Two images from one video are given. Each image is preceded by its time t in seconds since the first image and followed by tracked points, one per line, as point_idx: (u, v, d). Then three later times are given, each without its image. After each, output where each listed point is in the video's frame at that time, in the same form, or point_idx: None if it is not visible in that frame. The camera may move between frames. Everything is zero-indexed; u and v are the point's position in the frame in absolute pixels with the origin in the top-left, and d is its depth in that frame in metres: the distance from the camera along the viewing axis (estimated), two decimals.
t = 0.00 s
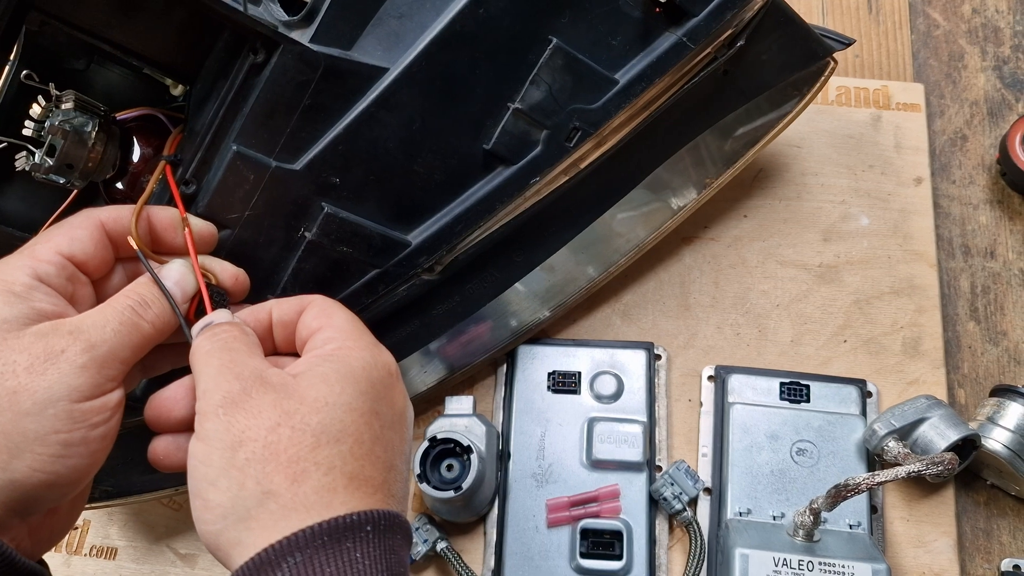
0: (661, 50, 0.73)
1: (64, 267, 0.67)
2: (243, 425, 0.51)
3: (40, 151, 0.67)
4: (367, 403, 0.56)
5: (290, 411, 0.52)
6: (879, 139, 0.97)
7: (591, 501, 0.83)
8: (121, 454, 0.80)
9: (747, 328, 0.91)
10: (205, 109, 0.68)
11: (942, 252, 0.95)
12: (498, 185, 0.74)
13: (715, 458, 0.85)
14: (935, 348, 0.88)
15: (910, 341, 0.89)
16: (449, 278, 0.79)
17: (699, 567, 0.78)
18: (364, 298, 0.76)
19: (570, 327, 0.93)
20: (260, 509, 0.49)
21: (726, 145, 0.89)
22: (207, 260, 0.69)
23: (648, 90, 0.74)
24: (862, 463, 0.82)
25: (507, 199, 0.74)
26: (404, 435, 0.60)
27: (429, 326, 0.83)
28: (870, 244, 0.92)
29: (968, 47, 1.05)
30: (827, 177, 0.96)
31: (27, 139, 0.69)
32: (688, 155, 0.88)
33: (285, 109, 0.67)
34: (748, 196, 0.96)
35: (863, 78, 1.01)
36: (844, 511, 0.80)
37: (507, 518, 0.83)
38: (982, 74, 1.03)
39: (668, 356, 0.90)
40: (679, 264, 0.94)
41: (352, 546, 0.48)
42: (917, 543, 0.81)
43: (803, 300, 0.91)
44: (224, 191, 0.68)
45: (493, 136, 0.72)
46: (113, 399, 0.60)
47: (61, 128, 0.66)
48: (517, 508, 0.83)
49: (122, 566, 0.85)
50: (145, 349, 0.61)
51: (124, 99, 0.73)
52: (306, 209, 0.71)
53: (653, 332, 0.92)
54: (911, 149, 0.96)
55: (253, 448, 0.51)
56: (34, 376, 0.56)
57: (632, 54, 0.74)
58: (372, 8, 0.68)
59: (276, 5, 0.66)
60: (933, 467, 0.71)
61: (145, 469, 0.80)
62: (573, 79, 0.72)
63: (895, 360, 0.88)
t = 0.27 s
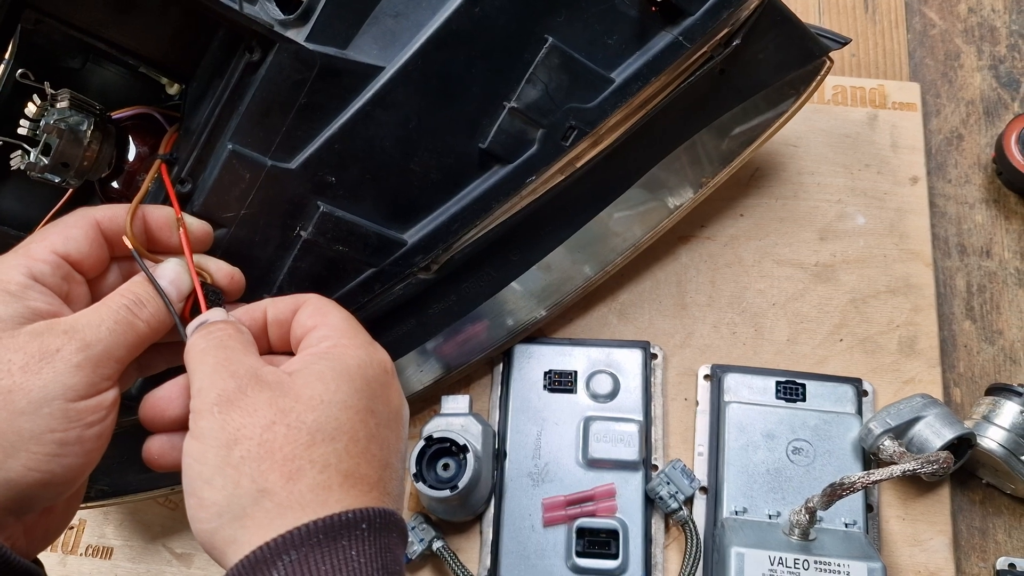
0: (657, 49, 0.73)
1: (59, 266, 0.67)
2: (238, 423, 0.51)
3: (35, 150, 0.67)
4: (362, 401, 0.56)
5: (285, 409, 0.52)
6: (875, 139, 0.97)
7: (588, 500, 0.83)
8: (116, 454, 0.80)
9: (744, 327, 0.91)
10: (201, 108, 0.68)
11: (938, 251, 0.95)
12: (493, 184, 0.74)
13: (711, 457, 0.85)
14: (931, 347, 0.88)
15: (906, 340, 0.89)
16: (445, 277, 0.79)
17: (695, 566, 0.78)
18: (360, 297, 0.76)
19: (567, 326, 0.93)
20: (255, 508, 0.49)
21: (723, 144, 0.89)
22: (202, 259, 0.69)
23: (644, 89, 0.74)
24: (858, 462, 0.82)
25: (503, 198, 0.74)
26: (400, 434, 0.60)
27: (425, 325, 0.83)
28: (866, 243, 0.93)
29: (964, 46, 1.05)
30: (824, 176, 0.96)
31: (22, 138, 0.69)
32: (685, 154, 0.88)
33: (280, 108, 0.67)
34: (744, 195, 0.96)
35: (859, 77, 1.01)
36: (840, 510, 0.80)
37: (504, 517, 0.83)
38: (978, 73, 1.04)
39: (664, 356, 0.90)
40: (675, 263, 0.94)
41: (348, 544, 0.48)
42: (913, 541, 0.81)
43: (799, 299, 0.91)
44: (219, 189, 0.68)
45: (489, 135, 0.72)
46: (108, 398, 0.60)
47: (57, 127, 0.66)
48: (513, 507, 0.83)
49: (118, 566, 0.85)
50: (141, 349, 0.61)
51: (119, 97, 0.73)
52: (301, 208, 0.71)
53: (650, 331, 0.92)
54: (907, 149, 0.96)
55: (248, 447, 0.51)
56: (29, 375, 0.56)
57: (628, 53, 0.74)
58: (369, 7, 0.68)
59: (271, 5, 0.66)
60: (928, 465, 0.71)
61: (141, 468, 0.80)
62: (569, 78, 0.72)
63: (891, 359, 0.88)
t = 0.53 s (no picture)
0: (653, 47, 0.73)
1: (54, 263, 0.67)
2: (232, 420, 0.51)
3: (30, 147, 0.67)
4: (356, 398, 0.56)
5: (279, 406, 0.52)
6: (871, 137, 0.97)
7: (584, 498, 0.83)
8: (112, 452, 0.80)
9: (740, 325, 0.91)
10: (196, 105, 0.68)
11: (934, 249, 0.95)
12: (489, 182, 0.74)
13: (708, 456, 0.85)
14: (927, 345, 0.88)
15: (902, 338, 0.89)
16: (441, 275, 0.79)
17: (692, 564, 0.78)
18: (355, 296, 0.76)
19: (563, 325, 0.93)
20: (249, 505, 0.49)
21: (720, 143, 0.89)
22: (197, 256, 0.69)
23: (640, 88, 0.74)
24: (854, 460, 0.83)
25: (499, 197, 0.74)
26: (394, 431, 0.59)
27: (421, 323, 0.83)
28: (862, 241, 0.93)
29: (961, 45, 1.05)
30: (820, 174, 0.96)
31: (18, 136, 0.69)
32: (682, 152, 0.88)
33: (275, 105, 0.67)
34: (741, 193, 0.96)
35: (855, 75, 1.01)
36: (836, 508, 0.80)
37: (500, 516, 0.83)
38: (974, 72, 1.04)
39: (661, 354, 0.90)
40: (672, 262, 0.94)
41: (341, 541, 0.48)
42: (909, 539, 0.81)
43: (795, 297, 0.91)
44: (215, 187, 0.68)
45: (485, 133, 0.72)
46: (102, 396, 0.60)
47: (52, 125, 0.66)
48: (510, 506, 0.83)
49: (114, 565, 0.85)
50: (135, 346, 0.61)
51: (115, 95, 0.73)
52: (297, 206, 0.71)
53: (646, 330, 0.91)
54: (903, 147, 0.96)
55: (242, 443, 0.51)
56: (22, 373, 0.56)
57: (623, 51, 0.74)
58: (364, 4, 0.68)
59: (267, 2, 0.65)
60: (923, 463, 0.70)
61: (136, 466, 0.80)
62: (565, 76, 0.72)
63: (887, 357, 0.88)
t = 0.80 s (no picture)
0: (651, 47, 0.73)
1: (51, 264, 0.67)
2: (233, 421, 0.51)
3: (28, 148, 0.67)
4: (357, 401, 0.56)
5: (281, 407, 0.52)
6: (869, 137, 0.97)
7: (582, 498, 0.83)
8: (109, 453, 0.80)
9: (738, 325, 0.91)
10: (194, 105, 0.68)
11: (932, 249, 0.95)
12: (487, 183, 0.74)
13: (706, 456, 0.85)
14: (925, 345, 0.88)
15: (900, 338, 0.89)
16: (439, 276, 0.79)
17: (690, 564, 0.78)
18: (353, 296, 0.76)
19: (561, 325, 0.93)
20: (251, 506, 0.49)
21: (719, 143, 0.89)
22: (195, 257, 0.68)
23: (638, 88, 0.74)
24: (852, 460, 0.83)
25: (497, 197, 0.74)
26: (392, 434, 0.60)
27: (419, 324, 0.83)
28: (860, 241, 0.93)
29: (958, 44, 1.05)
30: (818, 174, 0.96)
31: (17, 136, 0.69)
32: (680, 152, 0.88)
33: (273, 105, 0.67)
34: (739, 193, 0.96)
35: (853, 75, 1.01)
36: (834, 508, 0.80)
37: (499, 516, 0.83)
38: (972, 71, 1.04)
39: (659, 354, 0.90)
40: (670, 262, 0.94)
41: (342, 543, 0.48)
42: (907, 539, 0.81)
43: (793, 297, 0.91)
44: (212, 187, 0.68)
45: (483, 134, 0.72)
46: (98, 397, 0.60)
47: (49, 125, 0.66)
48: (508, 506, 0.83)
49: (112, 566, 0.85)
50: (132, 347, 0.61)
51: (112, 95, 0.73)
52: (295, 206, 0.71)
53: (644, 330, 0.92)
54: (901, 147, 0.96)
55: (244, 445, 0.50)
56: (18, 373, 0.56)
57: (622, 52, 0.74)
58: (361, 5, 0.68)
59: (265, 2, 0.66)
60: (921, 463, 0.70)
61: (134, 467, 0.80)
62: (563, 77, 0.72)
63: (885, 357, 0.88)
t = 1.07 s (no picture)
0: (648, 48, 0.73)
1: (45, 263, 0.67)
2: (232, 423, 0.51)
3: (23, 147, 0.66)
4: (353, 402, 0.56)
5: (278, 408, 0.52)
6: (866, 137, 0.97)
7: (579, 498, 0.83)
8: (105, 454, 0.80)
9: (735, 325, 0.91)
10: (189, 105, 0.68)
11: (929, 249, 0.95)
12: (484, 182, 0.74)
13: (703, 456, 0.85)
14: (922, 345, 0.88)
15: (897, 338, 0.89)
16: (435, 276, 0.79)
17: (687, 565, 0.78)
18: (350, 296, 0.76)
19: (558, 325, 0.93)
20: (250, 505, 0.49)
21: (717, 143, 0.89)
22: (191, 257, 0.68)
23: (635, 89, 0.74)
24: (848, 460, 0.83)
25: (494, 197, 0.74)
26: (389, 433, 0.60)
27: (416, 324, 0.83)
28: (858, 241, 0.93)
29: (956, 44, 1.05)
30: (815, 174, 0.96)
31: (11, 136, 0.69)
32: (678, 152, 0.88)
33: (269, 105, 0.67)
34: (736, 193, 0.96)
35: (850, 75, 1.01)
36: (831, 508, 0.80)
37: (495, 517, 0.83)
38: (969, 71, 1.04)
39: (655, 354, 0.90)
40: (667, 262, 0.94)
41: (346, 543, 0.48)
42: (904, 539, 0.81)
43: (790, 297, 0.91)
44: (208, 187, 0.67)
45: (479, 134, 0.72)
46: (92, 397, 0.60)
47: (45, 125, 0.66)
48: (505, 507, 0.83)
49: (108, 567, 0.85)
50: (126, 346, 0.61)
51: (108, 95, 0.73)
52: (291, 206, 0.71)
53: (641, 330, 0.91)
54: (898, 147, 0.96)
55: (244, 446, 0.50)
56: (12, 373, 0.56)
57: (618, 52, 0.74)
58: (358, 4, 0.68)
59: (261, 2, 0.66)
60: (918, 463, 0.70)
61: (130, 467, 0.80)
62: (559, 77, 0.72)
63: (882, 357, 0.88)
